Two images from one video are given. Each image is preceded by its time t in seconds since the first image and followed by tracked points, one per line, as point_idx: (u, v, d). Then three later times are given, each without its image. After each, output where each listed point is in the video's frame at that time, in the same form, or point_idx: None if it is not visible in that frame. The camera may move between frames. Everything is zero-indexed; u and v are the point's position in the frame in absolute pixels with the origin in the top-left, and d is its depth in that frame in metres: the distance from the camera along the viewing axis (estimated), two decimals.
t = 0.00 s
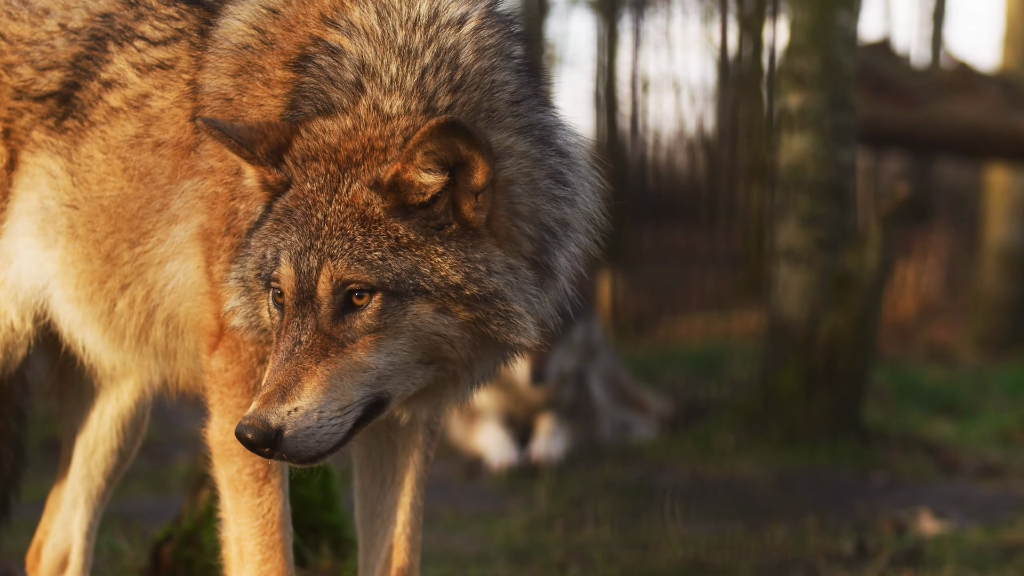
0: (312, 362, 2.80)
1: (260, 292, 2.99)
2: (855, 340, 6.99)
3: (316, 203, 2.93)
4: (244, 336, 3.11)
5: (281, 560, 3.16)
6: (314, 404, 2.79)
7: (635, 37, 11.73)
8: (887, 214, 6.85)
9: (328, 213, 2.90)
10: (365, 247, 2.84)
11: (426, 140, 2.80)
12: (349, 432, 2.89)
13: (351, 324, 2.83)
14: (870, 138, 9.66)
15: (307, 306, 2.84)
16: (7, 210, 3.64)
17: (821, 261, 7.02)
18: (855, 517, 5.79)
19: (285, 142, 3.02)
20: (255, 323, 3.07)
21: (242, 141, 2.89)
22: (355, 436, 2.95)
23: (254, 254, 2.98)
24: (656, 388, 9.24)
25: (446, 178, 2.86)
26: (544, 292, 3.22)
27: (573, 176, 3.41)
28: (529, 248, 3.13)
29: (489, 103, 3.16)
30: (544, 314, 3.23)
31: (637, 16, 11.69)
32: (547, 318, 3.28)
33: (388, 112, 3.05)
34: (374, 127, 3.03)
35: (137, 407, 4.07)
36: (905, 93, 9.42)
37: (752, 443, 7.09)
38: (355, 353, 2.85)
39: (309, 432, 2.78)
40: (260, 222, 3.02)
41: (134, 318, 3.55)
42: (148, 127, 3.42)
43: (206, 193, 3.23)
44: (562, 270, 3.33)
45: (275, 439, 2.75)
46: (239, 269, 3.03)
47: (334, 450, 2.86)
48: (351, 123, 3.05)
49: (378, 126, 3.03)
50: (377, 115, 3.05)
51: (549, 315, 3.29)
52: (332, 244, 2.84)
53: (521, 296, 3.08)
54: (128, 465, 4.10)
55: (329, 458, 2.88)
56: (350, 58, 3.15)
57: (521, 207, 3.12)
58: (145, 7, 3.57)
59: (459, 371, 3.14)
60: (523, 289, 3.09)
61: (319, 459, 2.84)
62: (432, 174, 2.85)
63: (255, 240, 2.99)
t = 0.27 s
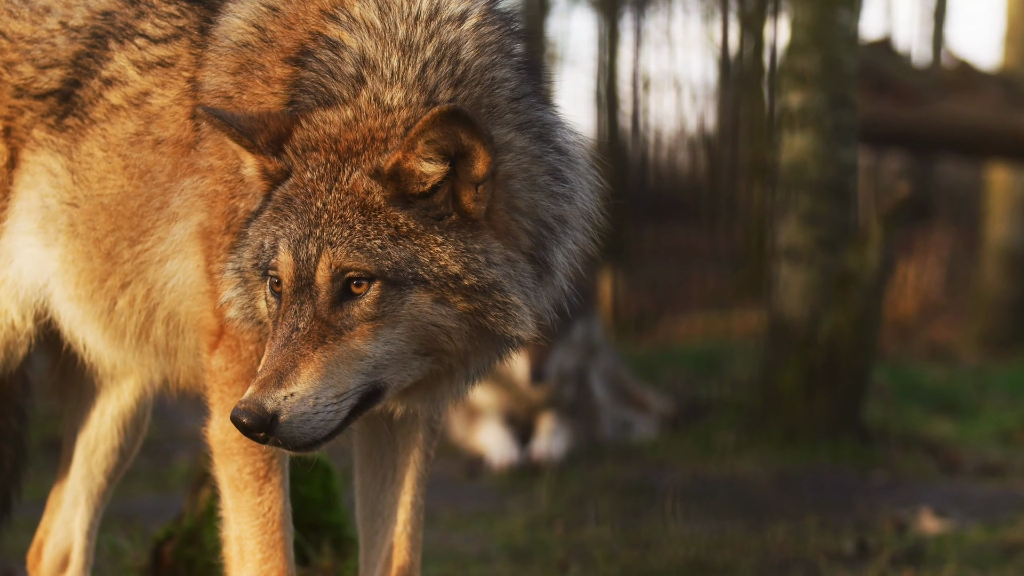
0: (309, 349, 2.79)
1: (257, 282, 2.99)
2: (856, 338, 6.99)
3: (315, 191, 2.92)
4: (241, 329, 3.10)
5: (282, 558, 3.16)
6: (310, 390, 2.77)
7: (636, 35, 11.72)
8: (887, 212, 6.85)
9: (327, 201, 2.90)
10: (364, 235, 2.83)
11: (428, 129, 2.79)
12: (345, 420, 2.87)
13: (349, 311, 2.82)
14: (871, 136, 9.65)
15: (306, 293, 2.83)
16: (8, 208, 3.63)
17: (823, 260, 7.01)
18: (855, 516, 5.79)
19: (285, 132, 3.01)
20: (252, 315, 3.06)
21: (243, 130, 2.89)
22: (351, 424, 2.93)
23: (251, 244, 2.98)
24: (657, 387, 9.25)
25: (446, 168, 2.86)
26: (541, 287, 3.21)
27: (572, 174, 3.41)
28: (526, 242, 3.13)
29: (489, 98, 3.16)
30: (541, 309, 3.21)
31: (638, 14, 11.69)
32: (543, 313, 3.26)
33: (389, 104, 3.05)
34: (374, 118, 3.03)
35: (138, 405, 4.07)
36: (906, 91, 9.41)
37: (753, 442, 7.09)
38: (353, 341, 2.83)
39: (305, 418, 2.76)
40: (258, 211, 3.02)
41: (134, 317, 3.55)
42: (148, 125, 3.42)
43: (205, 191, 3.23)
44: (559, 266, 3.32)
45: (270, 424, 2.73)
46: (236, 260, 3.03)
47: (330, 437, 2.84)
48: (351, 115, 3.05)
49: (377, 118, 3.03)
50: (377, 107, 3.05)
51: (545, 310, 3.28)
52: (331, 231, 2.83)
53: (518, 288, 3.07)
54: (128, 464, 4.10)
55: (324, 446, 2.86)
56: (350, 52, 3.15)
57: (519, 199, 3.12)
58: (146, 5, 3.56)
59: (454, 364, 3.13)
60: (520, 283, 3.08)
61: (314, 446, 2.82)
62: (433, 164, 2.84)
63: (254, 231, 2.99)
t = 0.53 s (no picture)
0: (307, 339, 2.78)
1: (255, 276, 2.99)
2: (855, 338, 6.99)
3: (313, 184, 2.93)
4: (238, 324, 3.10)
5: (281, 558, 3.16)
6: (307, 380, 2.77)
7: (636, 35, 11.71)
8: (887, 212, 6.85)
9: (326, 192, 2.90)
10: (363, 226, 2.84)
11: (427, 120, 2.79)
12: (342, 412, 2.86)
13: (347, 302, 2.81)
14: (871, 136, 9.64)
15: (303, 284, 2.83)
16: (6, 207, 3.62)
17: (823, 259, 7.01)
18: (855, 515, 5.78)
19: (284, 125, 3.02)
20: (249, 309, 3.06)
21: (242, 123, 2.90)
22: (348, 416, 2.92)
23: (248, 237, 2.98)
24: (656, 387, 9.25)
25: (445, 159, 2.86)
26: (539, 282, 3.21)
27: (570, 171, 3.41)
28: (524, 237, 3.13)
29: (488, 93, 3.15)
30: (539, 304, 3.21)
31: (638, 14, 11.68)
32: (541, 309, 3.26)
33: (388, 98, 3.05)
34: (373, 112, 3.03)
35: (138, 405, 4.07)
36: (906, 90, 9.40)
37: (752, 441, 7.09)
38: (351, 332, 2.83)
39: (302, 408, 2.76)
40: (257, 204, 3.02)
41: (133, 316, 3.55)
42: (147, 124, 3.41)
43: (204, 190, 3.23)
44: (557, 262, 3.31)
45: (267, 413, 2.72)
46: (233, 254, 3.04)
47: (326, 428, 2.83)
48: (350, 108, 3.06)
49: (376, 111, 3.03)
50: (376, 101, 3.05)
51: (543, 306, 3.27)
52: (330, 223, 2.84)
53: (517, 282, 3.06)
54: (128, 463, 4.10)
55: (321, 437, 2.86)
56: (349, 48, 3.16)
57: (517, 193, 3.12)
58: (145, 4, 3.56)
59: (452, 359, 3.12)
60: (518, 278, 3.07)
61: (311, 437, 2.81)
62: (432, 156, 2.84)
63: (252, 224, 2.99)
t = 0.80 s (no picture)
0: (306, 330, 2.78)
1: (254, 269, 2.98)
2: (856, 337, 6.99)
3: (313, 176, 2.93)
4: (236, 318, 3.10)
5: (281, 558, 3.15)
6: (305, 371, 2.76)
7: (636, 34, 11.71)
8: (888, 212, 6.90)
9: (325, 184, 2.90)
10: (362, 218, 2.84)
11: (426, 111, 2.79)
12: (341, 403, 2.85)
13: (346, 293, 2.81)
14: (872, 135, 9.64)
15: (302, 276, 2.82)
16: (7, 206, 3.63)
17: (823, 258, 7.00)
18: (856, 514, 5.78)
19: (283, 118, 3.02)
20: (248, 303, 3.06)
21: (241, 115, 2.90)
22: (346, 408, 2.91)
23: (248, 230, 2.98)
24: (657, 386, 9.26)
25: (445, 150, 2.87)
26: (538, 276, 3.20)
27: (570, 166, 3.42)
28: (523, 230, 3.13)
29: (487, 88, 3.16)
30: (538, 298, 3.20)
31: (638, 13, 11.68)
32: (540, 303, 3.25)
33: (387, 91, 3.05)
34: (372, 105, 3.03)
35: (139, 404, 4.07)
36: (907, 90, 9.40)
37: (753, 441, 7.08)
38: (350, 323, 2.82)
39: (301, 399, 2.75)
40: (256, 197, 3.02)
41: (131, 315, 3.55)
42: (146, 123, 3.41)
43: (202, 189, 3.23)
44: (556, 256, 3.31)
45: (265, 404, 2.71)
46: (232, 248, 3.04)
47: (325, 419, 2.82)
48: (349, 102, 3.06)
49: (375, 104, 3.03)
50: (375, 94, 3.05)
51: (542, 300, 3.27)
52: (329, 214, 2.84)
53: (516, 274, 3.06)
54: (129, 462, 4.10)
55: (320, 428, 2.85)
56: (348, 43, 3.16)
57: (516, 187, 3.12)
58: (145, 3, 3.56)
59: (450, 352, 3.11)
60: (517, 270, 3.07)
61: (309, 428, 2.80)
62: (431, 147, 2.84)
63: (251, 217, 2.99)
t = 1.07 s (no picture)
0: (305, 324, 2.77)
1: (253, 265, 2.99)
2: (856, 337, 6.98)
3: (312, 171, 2.93)
4: (236, 314, 3.10)
5: (281, 558, 3.15)
6: (304, 365, 2.75)
7: (637, 34, 11.71)
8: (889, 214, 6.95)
9: (324, 179, 2.90)
10: (361, 212, 2.84)
11: (425, 105, 2.80)
12: (339, 398, 2.85)
13: (345, 288, 2.81)
14: (872, 136, 9.63)
15: (301, 271, 2.82)
16: (7, 206, 3.63)
17: (824, 259, 7.00)
18: (857, 515, 5.78)
19: (282, 114, 3.02)
20: (248, 300, 3.05)
21: (240, 110, 2.90)
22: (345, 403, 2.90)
23: (247, 226, 2.98)
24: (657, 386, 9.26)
25: (444, 145, 2.87)
26: (538, 273, 3.20)
27: (569, 164, 3.41)
28: (522, 226, 3.13)
29: (486, 85, 3.16)
30: (537, 294, 3.20)
31: (639, 14, 11.67)
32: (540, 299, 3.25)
33: (387, 87, 3.05)
34: (371, 100, 3.04)
35: (139, 404, 4.07)
36: (908, 90, 9.39)
37: (754, 441, 7.08)
38: (349, 318, 2.82)
39: (299, 394, 2.74)
40: (255, 193, 3.01)
41: (131, 316, 3.55)
42: (145, 123, 3.41)
43: (201, 189, 3.23)
44: (555, 252, 3.31)
45: (263, 398, 2.71)
46: (232, 244, 3.04)
47: (323, 414, 2.82)
48: (349, 97, 3.06)
49: (375, 99, 3.03)
50: (375, 90, 3.05)
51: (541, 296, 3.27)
52: (328, 209, 2.84)
53: (515, 269, 3.06)
54: (129, 463, 4.10)
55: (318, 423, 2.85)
56: (348, 40, 3.16)
57: (515, 183, 3.11)
58: (145, 3, 3.56)
59: (449, 347, 3.11)
60: (516, 266, 3.07)
61: (307, 422, 2.80)
62: (430, 142, 2.85)
63: (251, 213, 2.98)
